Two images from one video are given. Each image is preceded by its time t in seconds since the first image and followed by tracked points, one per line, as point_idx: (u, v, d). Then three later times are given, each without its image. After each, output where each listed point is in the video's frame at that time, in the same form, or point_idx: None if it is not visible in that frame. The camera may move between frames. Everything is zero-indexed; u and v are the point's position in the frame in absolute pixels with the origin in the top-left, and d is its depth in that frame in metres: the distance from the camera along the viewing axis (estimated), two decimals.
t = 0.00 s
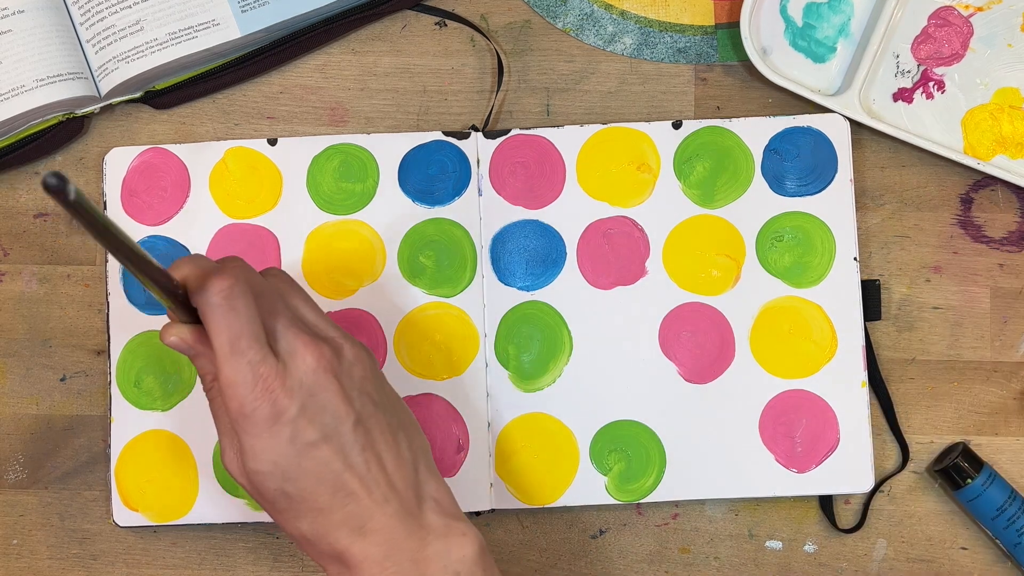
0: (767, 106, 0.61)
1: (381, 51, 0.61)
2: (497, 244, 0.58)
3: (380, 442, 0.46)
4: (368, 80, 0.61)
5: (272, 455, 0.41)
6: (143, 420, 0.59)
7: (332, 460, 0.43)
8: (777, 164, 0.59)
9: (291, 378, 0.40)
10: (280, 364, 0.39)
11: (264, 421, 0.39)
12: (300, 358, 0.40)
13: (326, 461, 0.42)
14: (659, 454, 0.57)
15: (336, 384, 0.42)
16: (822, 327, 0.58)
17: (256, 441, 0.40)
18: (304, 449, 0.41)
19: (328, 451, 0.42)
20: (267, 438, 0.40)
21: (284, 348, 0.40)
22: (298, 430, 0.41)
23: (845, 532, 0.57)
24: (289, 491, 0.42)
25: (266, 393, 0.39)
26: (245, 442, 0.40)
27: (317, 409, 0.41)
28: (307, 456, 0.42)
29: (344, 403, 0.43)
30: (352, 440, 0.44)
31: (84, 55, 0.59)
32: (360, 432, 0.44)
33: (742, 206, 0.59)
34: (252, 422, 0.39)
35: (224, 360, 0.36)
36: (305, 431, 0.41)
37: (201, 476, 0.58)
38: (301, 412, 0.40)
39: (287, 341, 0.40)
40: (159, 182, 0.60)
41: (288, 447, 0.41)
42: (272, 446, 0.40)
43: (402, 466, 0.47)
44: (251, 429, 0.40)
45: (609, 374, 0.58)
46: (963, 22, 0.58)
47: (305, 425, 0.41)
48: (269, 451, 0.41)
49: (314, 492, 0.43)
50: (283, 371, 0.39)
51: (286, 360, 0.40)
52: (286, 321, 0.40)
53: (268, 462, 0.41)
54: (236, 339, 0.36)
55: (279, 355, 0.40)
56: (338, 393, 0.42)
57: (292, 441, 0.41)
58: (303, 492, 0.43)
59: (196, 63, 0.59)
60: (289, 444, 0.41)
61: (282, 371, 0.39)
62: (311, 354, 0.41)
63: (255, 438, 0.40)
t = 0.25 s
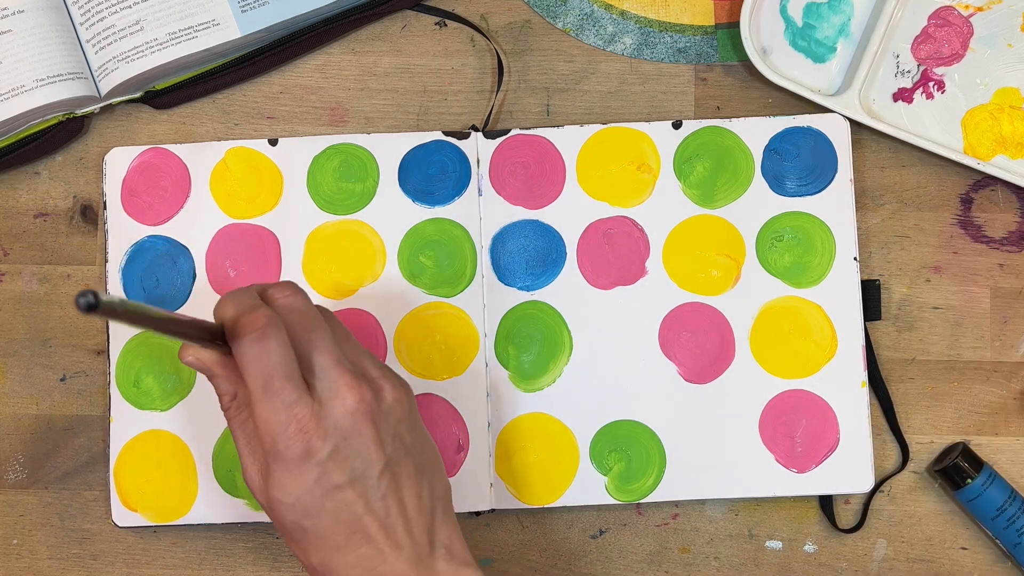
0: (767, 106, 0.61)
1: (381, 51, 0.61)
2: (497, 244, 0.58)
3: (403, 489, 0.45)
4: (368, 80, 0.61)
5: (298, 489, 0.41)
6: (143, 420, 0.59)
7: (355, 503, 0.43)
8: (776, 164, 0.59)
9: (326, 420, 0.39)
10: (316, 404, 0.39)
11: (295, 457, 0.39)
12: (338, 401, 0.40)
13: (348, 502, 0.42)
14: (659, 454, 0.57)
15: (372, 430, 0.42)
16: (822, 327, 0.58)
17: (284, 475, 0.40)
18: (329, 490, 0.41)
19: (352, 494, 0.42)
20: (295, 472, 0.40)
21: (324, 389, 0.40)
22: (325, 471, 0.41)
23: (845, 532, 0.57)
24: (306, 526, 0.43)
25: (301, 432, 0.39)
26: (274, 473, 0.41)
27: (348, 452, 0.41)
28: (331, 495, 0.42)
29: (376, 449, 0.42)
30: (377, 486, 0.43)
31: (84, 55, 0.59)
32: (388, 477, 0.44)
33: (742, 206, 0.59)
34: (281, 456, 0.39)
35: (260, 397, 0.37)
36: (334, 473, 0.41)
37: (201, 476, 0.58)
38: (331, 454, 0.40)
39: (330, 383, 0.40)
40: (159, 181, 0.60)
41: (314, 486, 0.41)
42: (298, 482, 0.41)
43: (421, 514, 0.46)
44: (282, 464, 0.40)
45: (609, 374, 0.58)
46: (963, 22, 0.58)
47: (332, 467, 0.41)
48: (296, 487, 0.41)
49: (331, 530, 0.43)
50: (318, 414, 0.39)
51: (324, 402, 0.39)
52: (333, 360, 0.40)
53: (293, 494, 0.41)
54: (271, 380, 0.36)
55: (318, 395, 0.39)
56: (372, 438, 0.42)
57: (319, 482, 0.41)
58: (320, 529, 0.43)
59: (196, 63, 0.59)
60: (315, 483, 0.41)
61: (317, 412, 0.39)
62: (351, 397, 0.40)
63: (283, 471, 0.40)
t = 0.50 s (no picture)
0: (767, 106, 0.61)
1: (381, 51, 0.61)
2: (497, 244, 0.58)
3: (395, 517, 0.44)
4: (368, 81, 0.61)
5: (297, 522, 0.38)
6: (142, 420, 0.59)
7: (348, 537, 0.40)
8: (776, 164, 0.59)
9: (346, 461, 0.37)
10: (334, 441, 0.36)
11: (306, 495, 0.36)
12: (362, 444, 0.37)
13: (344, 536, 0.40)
14: (659, 454, 0.57)
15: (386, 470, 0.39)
16: (822, 327, 0.58)
17: (284, 508, 0.37)
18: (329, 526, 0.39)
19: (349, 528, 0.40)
20: (298, 507, 0.37)
21: (347, 429, 0.37)
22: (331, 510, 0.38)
23: (845, 532, 0.57)
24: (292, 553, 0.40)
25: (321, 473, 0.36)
26: (272, 502, 0.37)
27: (359, 492, 0.38)
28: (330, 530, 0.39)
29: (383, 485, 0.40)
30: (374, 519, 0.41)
31: (84, 55, 0.59)
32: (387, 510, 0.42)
33: (742, 206, 0.59)
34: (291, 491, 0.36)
35: (278, 435, 0.34)
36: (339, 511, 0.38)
37: (201, 476, 0.58)
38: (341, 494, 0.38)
39: (352, 423, 0.37)
40: (158, 181, 0.60)
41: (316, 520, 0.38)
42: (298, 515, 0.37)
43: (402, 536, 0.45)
44: (287, 497, 0.36)
45: (610, 374, 0.57)
46: (963, 22, 0.58)
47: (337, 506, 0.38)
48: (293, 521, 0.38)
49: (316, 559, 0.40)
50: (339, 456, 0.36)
51: (346, 442, 0.37)
52: (356, 402, 0.37)
53: (289, 526, 0.38)
54: (290, 422, 0.33)
55: (340, 435, 0.37)
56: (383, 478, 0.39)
57: (322, 519, 0.38)
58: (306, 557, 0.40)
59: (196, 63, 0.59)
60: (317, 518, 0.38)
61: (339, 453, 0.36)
62: (377, 441, 0.37)
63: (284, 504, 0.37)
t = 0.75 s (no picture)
0: (767, 106, 0.61)
1: (381, 51, 0.61)
2: (497, 244, 0.58)
3: (410, 494, 0.43)
4: (368, 81, 0.61)
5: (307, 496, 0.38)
6: (142, 420, 0.59)
7: (362, 509, 0.40)
8: (776, 164, 0.59)
9: (338, 432, 0.36)
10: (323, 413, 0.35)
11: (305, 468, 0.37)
12: (353, 414, 0.36)
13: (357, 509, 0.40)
14: (659, 454, 0.57)
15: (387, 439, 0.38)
16: (823, 327, 0.58)
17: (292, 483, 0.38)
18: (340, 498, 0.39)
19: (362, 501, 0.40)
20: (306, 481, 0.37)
21: (337, 400, 0.36)
22: (336, 481, 0.38)
23: (845, 532, 0.57)
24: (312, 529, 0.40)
25: (312, 444, 0.36)
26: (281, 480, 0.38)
27: (361, 462, 0.38)
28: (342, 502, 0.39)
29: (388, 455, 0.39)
30: (386, 491, 0.41)
31: (84, 55, 0.59)
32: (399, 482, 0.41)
33: (742, 206, 0.59)
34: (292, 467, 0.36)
35: (267, 410, 0.34)
36: (344, 482, 0.38)
37: (200, 476, 0.58)
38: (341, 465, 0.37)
39: (342, 393, 0.36)
40: (158, 181, 0.60)
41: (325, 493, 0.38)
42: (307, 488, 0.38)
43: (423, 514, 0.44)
44: (293, 473, 0.37)
45: (610, 374, 0.58)
46: (963, 22, 0.58)
47: (343, 476, 0.38)
48: (306, 495, 0.38)
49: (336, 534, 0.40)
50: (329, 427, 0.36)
51: (337, 413, 0.36)
52: (346, 370, 0.36)
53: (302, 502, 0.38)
54: (275, 394, 0.33)
55: (329, 406, 0.36)
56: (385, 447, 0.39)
57: (330, 492, 0.38)
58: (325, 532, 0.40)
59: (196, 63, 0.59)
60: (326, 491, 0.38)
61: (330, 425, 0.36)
62: (367, 409, 0.36)
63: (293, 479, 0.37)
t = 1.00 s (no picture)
0: (767, 106, 0.61)
1: (381, 51, 0.61)
2: (497, 244, 0.58)
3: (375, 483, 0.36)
4: (368, 81, 0.61)
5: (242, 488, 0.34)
6: (142, 420, 0.59)
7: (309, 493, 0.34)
8: (776, 164, 0.59)
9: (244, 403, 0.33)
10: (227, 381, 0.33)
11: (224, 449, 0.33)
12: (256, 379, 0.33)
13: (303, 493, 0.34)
14: (659, 454, 0.57)
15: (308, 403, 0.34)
16: (822, 327, 0.58)
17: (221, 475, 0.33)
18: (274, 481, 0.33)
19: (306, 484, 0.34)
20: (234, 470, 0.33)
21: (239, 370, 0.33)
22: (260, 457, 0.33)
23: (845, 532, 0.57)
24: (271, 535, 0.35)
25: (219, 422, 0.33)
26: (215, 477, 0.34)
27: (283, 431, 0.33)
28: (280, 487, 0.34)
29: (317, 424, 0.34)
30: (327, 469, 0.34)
31: (84, 55, 0.59)
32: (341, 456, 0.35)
33: (742, 206, 0.59)
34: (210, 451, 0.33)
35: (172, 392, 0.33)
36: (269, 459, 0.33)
37: (200, 476, 0.58)
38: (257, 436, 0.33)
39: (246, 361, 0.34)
40: (158, 181, 0.60)
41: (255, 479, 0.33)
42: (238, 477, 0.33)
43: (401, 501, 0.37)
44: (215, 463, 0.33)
45: (609, 374, 0.57)
46: (963, 22, 0.58)
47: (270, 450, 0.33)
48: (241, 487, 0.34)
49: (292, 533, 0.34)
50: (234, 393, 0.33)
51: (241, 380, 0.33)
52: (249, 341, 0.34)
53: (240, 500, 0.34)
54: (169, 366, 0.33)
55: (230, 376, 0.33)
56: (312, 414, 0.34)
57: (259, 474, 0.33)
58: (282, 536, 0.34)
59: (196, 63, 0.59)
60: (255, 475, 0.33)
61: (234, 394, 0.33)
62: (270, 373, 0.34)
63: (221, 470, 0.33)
